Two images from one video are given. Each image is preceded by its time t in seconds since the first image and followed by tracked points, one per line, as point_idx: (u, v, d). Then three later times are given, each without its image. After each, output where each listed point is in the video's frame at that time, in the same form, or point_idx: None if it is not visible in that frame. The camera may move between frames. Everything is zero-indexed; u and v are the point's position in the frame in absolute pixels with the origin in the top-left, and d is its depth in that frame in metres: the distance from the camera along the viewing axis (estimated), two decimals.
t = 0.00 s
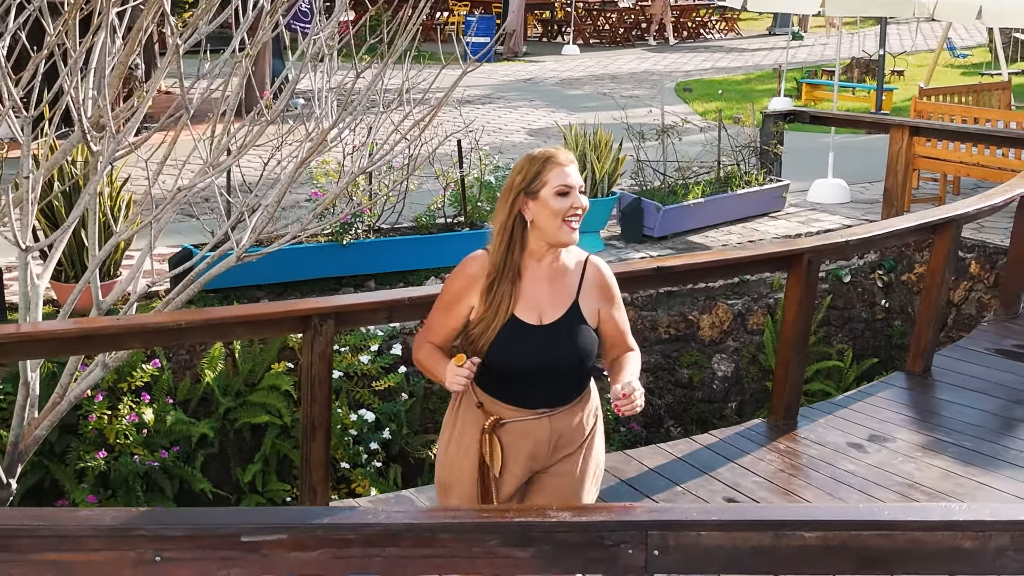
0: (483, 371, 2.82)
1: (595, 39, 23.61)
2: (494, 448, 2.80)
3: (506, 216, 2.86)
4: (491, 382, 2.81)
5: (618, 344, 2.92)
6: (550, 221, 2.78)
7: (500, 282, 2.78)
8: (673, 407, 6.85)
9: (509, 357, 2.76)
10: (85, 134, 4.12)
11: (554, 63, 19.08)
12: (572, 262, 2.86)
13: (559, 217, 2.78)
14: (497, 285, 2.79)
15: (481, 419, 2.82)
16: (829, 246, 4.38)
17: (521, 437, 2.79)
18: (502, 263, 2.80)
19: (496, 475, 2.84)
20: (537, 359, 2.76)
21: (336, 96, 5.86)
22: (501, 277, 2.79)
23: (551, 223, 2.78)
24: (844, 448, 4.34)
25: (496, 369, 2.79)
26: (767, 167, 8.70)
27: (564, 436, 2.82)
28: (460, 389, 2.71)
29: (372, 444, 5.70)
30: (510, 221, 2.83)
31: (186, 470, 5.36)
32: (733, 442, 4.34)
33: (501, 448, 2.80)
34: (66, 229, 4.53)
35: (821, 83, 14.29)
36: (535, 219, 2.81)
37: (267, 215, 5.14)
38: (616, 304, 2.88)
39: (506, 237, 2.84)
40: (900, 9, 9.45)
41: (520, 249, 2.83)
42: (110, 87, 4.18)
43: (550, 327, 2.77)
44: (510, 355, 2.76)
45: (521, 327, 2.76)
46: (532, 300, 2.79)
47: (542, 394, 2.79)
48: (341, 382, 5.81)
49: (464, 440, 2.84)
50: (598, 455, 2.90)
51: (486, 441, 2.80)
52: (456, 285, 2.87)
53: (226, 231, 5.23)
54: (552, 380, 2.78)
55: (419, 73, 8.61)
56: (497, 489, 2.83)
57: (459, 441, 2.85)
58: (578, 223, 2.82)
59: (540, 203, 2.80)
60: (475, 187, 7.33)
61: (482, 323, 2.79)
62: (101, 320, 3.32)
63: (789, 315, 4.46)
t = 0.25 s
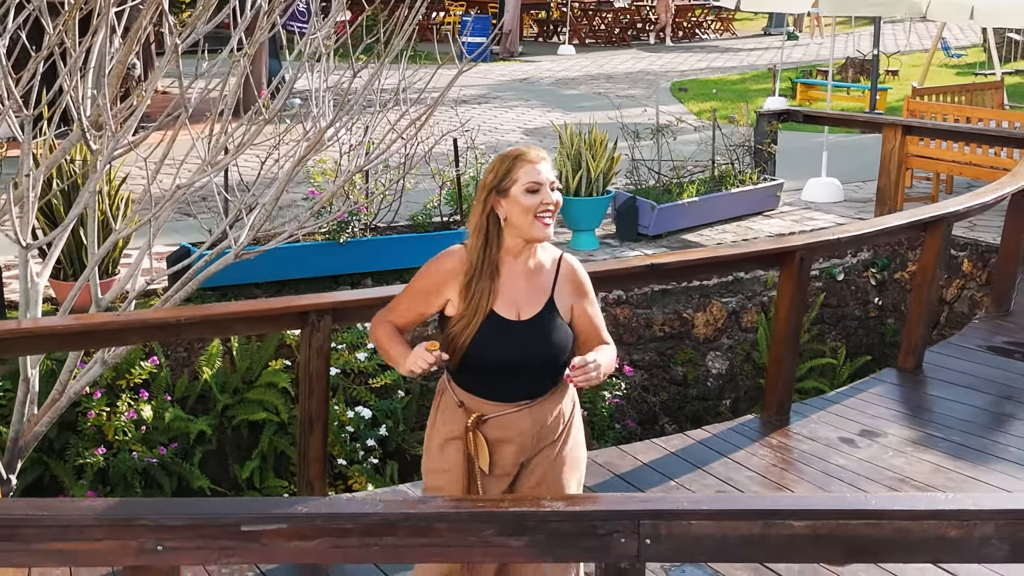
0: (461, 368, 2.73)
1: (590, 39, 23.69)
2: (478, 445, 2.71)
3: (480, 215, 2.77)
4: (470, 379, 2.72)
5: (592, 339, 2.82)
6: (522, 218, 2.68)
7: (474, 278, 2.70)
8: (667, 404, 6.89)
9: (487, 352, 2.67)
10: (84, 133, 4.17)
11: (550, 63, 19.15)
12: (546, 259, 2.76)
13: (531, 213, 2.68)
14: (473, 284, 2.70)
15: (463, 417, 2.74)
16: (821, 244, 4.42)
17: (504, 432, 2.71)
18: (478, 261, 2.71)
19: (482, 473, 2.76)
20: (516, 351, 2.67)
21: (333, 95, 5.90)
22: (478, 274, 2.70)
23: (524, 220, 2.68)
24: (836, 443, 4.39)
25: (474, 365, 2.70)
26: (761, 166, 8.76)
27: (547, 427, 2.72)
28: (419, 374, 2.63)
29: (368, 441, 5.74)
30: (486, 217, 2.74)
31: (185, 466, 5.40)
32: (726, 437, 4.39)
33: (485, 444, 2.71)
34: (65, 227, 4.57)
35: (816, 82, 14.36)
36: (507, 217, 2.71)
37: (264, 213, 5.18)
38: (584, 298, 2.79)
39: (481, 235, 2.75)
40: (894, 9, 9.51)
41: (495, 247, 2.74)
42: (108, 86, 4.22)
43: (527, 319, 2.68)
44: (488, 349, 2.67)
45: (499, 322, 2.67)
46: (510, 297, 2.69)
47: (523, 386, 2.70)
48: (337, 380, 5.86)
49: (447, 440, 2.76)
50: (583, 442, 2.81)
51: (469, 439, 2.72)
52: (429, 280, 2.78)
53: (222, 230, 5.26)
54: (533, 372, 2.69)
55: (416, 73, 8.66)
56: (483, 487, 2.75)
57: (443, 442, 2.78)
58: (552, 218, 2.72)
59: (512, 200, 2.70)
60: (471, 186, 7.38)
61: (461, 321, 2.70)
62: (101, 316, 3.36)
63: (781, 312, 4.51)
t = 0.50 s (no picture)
0: (433, 353, 2.74)
1: (586, 39, 23.74)
2: (446, 430, 2.75)
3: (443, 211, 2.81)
4: (441, 364, 2.74)
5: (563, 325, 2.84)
6: (483, 211, 2.73)
7: (441, 275, 2.74)
8: (663, 402, 6.92)
9: (462, 335, 2.71)
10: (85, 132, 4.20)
11: (546, 63, 19.18)
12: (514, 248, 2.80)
13: (490, 205, 2.73)
14: (444, 273, 2.73)
15: (432, 401, 2.77)
16: (814, 241, 4.47)
17: (473, 418, 2.76)
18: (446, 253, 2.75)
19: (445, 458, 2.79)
20: (489, 337, 2.71)
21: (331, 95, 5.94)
22: (447, 264, 2.74)
23: (484, 213, 2.73)
24: (828, 438, 4.43)
25: (445, 349, 2.72)
26: (756, 165, 8.80)
27: (511, 414, 2.80)
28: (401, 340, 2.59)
29: (366, 437, 5.78)
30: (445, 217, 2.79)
31: (183, 463, 5.43)
32: (719, 432, 4.44)
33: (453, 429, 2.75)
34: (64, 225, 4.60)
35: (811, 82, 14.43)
36: (470, 210, 2.76)
37: (262, 212, 5.21)
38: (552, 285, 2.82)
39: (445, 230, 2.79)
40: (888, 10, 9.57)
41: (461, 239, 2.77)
42: (108, 85, 4.25)
43: (499, 306, 2.73)
44: (463, 333, 2.70)
45: (472, 309, 2.71)
46: (480, 283, 2.73)
47: (493, 371, 2.75)
48: (335, 377, 5.90)
49: (414, 424, 2.78)
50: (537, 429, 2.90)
51: (438, 423, 2.75)
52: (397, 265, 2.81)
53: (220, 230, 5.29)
54: (503, 357, 2.74)
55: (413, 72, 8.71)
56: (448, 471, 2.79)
57: (409, 426, 2.79)
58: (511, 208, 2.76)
59: (470, 194, 2.75)
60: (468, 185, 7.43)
61: (434, 309, 2.73)
62: (101, 312, 3.40)
63: (774, 308, 4.55)
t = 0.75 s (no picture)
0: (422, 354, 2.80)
1: (582, 39, 23.77)
2: (422, 420, 2.78)
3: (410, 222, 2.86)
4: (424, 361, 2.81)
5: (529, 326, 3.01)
6: (446, 216, 2.79)
7: (422, 285, 2.79)
8: (658, 399, 6.89)
9: (451, 338, 2.78)
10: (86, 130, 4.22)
11: (543, 63, 19.19)
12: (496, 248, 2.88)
13: (452, 210, 2.78)
14: (423, 281, 2.79)
15: (411, 392, 2.80)
16: (808, 238, 4.51)
17: (448, 412, 2.81)
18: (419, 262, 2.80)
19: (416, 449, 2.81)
20: (474, 338, 2.78)
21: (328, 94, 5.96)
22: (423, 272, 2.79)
23: (448, 218, 2.78)
24: (822, 433, 4.48)
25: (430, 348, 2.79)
26: (751, 164, 8.85)
27: (485, 414, 2.85)
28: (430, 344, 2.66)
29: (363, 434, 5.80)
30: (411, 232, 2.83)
31: (182, 459, 5.46)
32: (713, 428, 4.48)
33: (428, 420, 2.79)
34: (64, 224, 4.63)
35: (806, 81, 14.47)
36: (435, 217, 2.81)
37: (261, 209, 5.23)
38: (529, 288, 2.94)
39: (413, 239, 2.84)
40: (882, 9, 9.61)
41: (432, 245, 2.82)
42: (108, 83, 4.27)
43: (485, 309, 2.80)
44: (450, 335, 2.78)
45: (458, 311, 2.78)
46: (463, 286, 2.81)
47: (474, 372, 2.82)
48: (332, 374, 5.94)
49: (389, 411, 2.80)
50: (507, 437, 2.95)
51: (414, 412, 2.78)
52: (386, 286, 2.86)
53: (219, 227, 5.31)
54: (485, 359, 2.81)
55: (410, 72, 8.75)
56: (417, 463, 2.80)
57: (384, 412, 2.80)
58: (473, 209, 2.81)
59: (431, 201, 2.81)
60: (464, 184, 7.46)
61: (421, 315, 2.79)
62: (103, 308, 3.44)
63: (767, 305, 4.60)
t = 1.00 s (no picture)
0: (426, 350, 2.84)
1: (579, 39, 23.82)
2: (426, 414, 2.84)
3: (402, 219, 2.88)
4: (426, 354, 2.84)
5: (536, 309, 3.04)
6: (430, 207, 2.79)
7: (418, 281, 2.81)
8: (655, 396, 6.99)
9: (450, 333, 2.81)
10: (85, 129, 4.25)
11: (539, 62, 19.23)
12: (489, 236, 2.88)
13: (435, 200, 2.79)
14: (418, 277, 2.80)
15: (416, 386, 2.86)
16: (803, 236, 4.55)
17: (452, 406, 2.86)
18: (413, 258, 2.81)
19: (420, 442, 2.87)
20: (472, 331, 2.81)
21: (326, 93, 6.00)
22: (417, 268, 2.81)
23: (432, 208, 2.79)
24: (816, 429, 4.53)
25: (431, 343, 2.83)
26: (746, 163, 8.89)
27: (489, 409, 2.90)
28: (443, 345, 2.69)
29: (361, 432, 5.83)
30: (401, 232, 2.85)
31: (181, 457, 5.50)
32: (709, 424, 4.52)
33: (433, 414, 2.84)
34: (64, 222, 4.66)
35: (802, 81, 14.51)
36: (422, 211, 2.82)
37: (259, 208, 5.26)
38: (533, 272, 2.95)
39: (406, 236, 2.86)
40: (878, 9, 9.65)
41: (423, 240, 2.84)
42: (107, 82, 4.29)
43: (481, 302, 2.81)
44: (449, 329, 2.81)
45: (453, 306, 2.80)
46: (457, 280, 2.82)
47: (476, 364, 2.85)
48: (330, 371, 5.98)
49: (395, 405, 2.86)
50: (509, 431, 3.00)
51: (419, 406, 2.83)
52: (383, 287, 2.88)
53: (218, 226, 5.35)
54: (486, 351, 2.84)
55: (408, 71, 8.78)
56: (421, 455, 2.87)
57: (391, 405, 2.86)
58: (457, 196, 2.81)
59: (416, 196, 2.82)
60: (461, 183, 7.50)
61: (419, 312, 2.82)
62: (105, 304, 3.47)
63: (763, 302, 4.64)
